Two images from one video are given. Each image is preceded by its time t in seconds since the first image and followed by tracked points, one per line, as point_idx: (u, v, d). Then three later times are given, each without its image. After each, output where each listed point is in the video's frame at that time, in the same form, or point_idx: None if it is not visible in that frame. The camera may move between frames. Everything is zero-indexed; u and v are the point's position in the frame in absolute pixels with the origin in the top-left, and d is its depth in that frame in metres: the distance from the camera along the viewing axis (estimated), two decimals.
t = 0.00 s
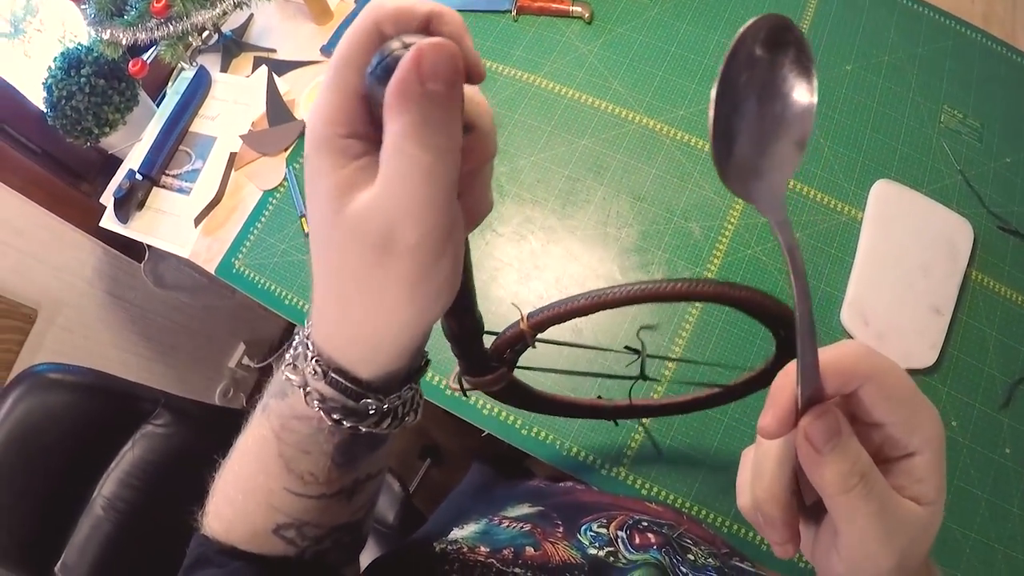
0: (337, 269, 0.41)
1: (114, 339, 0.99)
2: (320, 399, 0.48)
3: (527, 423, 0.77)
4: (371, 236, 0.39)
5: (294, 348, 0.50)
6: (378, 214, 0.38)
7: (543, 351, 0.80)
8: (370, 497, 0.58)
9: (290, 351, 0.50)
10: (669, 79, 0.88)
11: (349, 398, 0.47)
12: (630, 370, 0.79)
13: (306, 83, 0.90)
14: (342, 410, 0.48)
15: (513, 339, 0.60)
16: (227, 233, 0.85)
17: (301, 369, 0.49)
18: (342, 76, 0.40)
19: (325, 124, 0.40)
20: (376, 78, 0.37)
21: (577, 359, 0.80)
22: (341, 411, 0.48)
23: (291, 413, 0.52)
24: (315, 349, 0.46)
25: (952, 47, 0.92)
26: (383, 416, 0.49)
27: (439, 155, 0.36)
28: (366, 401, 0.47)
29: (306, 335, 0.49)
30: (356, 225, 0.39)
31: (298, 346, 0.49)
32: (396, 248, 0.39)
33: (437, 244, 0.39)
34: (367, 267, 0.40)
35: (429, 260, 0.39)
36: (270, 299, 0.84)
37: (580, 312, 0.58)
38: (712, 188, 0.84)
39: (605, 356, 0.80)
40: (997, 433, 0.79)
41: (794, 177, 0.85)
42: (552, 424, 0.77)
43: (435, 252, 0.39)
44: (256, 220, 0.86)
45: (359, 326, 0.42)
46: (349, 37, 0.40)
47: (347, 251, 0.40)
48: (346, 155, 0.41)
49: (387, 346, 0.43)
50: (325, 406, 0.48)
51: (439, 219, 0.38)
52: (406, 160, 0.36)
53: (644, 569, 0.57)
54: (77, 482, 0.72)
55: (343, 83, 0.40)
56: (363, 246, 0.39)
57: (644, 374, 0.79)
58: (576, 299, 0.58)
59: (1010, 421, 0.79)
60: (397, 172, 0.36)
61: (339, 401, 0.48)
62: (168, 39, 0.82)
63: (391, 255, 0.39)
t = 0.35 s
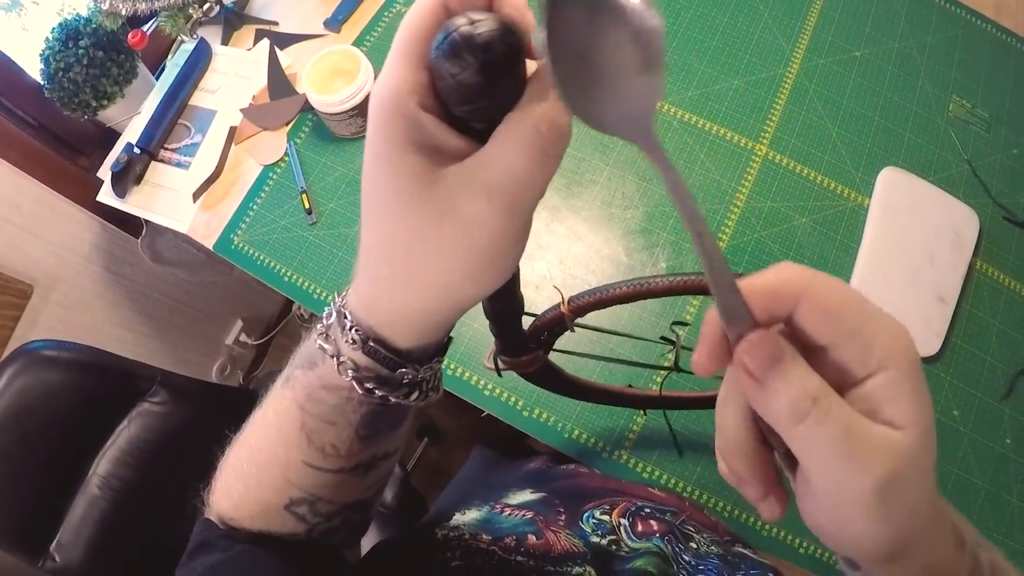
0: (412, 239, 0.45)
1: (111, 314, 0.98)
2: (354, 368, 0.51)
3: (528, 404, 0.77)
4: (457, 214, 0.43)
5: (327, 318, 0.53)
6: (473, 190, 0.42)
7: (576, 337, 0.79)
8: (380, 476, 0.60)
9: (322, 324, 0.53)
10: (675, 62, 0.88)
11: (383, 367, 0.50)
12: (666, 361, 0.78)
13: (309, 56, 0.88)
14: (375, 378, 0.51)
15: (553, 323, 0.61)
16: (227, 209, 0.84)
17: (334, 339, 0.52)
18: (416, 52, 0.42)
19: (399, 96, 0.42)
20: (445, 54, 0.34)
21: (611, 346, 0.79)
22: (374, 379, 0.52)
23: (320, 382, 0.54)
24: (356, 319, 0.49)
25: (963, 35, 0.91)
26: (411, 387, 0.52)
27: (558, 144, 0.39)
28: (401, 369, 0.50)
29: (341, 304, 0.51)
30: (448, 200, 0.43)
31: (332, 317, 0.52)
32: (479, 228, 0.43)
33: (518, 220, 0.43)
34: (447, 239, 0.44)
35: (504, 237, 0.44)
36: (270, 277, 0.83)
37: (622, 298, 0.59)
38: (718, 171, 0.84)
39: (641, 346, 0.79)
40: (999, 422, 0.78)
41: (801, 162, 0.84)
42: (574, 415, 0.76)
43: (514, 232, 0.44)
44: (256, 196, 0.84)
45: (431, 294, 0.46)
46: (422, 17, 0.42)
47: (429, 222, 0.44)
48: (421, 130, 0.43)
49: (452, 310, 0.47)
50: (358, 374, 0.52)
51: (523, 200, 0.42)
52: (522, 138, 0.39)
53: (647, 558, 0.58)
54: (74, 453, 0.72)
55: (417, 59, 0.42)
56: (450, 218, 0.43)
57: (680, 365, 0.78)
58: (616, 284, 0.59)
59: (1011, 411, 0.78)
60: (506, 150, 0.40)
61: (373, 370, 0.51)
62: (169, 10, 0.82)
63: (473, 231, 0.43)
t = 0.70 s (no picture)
0: (445, 223, 0.46)
1: (102, 305, 0.98)
2: (366, 341, 0.52)
3: (518, 399, 0.78)
4: (490, 200, 0.45)
5: (333, 293, 0.53)
6: (510, 178, 0.44)
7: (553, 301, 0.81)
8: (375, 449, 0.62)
9: (328, 298, 0.54)
10: (667, 62, 0.89)
11: (397, 338, 0.52)
12: (614, 305, 0.80)
13: (304, 50, 0.89)
14: (387, 350, 0.53)
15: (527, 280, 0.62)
16: (220, 202, 0.84)
17: (344, 312, 0.53)
18: (457, 40, 0.44)
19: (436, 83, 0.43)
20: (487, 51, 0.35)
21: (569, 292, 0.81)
22: (386, 351, 0.53)
23: (327, 356, 0.55)
24: (371, 294, 0.50)
25: (952, 37, 0.93)
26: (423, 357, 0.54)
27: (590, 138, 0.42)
28: (416, 340, 0.52)
29: (348, 277, 0.52)
30: (483, 186, 0.45)
31: (338, 290, 0.53)
32: (511, 215, 0.46)
33: (544, 209, 0.46)
34: (476, 222, 0.46)
35: (530, 224, 0.46)
36: (262, 269, 0.84)
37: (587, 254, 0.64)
38: (707, 169, 0.85)
39: (596, 291, 0.81)
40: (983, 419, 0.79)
41: (789, 161, 0.85)
42: (528, 351, 0.80)
43: (537, 222, 0.47)
44: (249, 189, 0.85)
45: (459, 274, 0.48)
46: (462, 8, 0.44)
47: (461, 203, 0.46)
48: (456, 116, 0.44)
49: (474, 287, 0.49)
50: (370, 347, 0.53)
51: (553, 188, 0.44)
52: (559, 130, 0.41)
53: (633, 550, 0.58)
54: (66, 443, 0.72)
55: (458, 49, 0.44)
56: (484, 204, 0.45)
57: (629, 308, 0.80)
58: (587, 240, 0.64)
59: (996, 408, 0.79)
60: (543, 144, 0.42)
61: (386, 341, 0.52)
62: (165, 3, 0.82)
63: (505, 218, 0.46)
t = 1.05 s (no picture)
0: (439, 216, 0.46)
1: (95, 308, 0.98)
2: (359, 335, 0.52)
3: (509, 405, 0.78)
4: (485, 194, 0.46)
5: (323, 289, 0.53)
6: (505, 171, 0.45)
7: (539, 302, 0.81)
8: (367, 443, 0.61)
9: (318, 293, 0.53)
10: (663, 67, 0.89)
11: (390, 333, 0.51)
12: (596, 296, 0.81)
13: (299, 56, 0.89)
14: (379, 344, 0.52)
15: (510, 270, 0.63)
16: (214, 206, 0.84)
17: (335, 307, 0.52)
18: (456, 33, 0.42)
19: (430, 79, 0.43)
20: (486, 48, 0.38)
21: (552, 282, 0.81)
22: (379, 346, 0.52)
23: (319, 352, 0.55)
24: (363, 288, 0.50)
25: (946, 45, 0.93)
26: (414, 353, 0.54)
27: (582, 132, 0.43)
28: (409, 334, 0.52)
29: (339, 271, 0.52)
30: (477, 180, 0.46)
31: (328, 285, 0.53)
32: (506, 207, 0.46)
33: (538, 201, 0.47)
34: (470, 217, 0.46)
35: (523, 217, 0.47)
36: (254, 273, 0.83)
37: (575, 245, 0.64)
38: (700, 176, 0.85)
39: (579, 282, 0.81)
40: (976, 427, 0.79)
41: (782, 169, 0.85)
42: (511, 342, 0.80)
43: (530, 216, 0.47)
44: (242, 193, 0.85)
45: (452, 266, 0.48)
46: None
47: (455, 200, 0.46)
48: (450, 110, 0.44)
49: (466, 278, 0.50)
50: (364, 341, 0.52)
51: (547, 181, 0.45)
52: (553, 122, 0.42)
53: (625, 554, 0.57)
54: (62, 444, 0.71)
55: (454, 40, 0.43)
56: (480, 199, 0.46)
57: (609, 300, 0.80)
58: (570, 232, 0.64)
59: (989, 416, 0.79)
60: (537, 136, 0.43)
61: (379, 336, 0.52)
62: (160, 7, 0.83)
63: (499, 211, 0.46)
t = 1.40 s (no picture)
0: (440, 216, 0.46)
1: (91, 311, 0.97)
2: (358, 336, 0.52)
3: (506, 408, 0.78)
4: (488, 194, 0.46)
5: (321, 288, 0.53)
6: (510, 174, 0.45)
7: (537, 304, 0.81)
8: (365, 442, 0.61)
9: (317, 293, 0.53)
10: (659, 71, 0.89)
11: (388, 334, 0.51)
12: (596, 296, 0.81)
13: (295, 59, 0.89)
14: (378, 345, 0.52)
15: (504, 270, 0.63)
16: (211, 209, 0.84)
17: (334, 309, 0.52)
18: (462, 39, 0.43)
19: (437, 80, 0.43)
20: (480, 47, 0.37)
21: (552, 283, 0.81)
22: (377, 347, 0.52)
23: (317, 352, 0.54)
24: (362, 290, 0.50)
25: (941, 49, 0.93)
26: (413, 354, 0.53)
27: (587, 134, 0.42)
28: (408, 335, 0.52)
29: (337, 272, 0.52)
30: (479, 181, 0.45)
31: (327, 285, 0.52)
32: (507, 210, 0.46)
33: (538, 206, 0.47)
34: (472, 216, 0.46)
35: (523, 222, 0.47)
36: (250, 276, 0.83)
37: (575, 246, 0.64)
38: (697, 179, 0.85)
39: (579, 283, 0.81)
40: (971, 429, 0.79)
41: (778, 172, 0.86)
42: (508, 345, 0.81)
43: (530, 220, 0.47)
44: (239, 197, 0.85)
45: (452, 266, 0.48)
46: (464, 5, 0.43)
47: (457, 200, 0.46)
48: (456, 111, 0.44)
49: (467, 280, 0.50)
50: (362, 343, 0.52)
51: (549, 179, 0.45)
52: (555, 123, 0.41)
53: (622, 556, 0.57)
54: (58, 446, 0.71)
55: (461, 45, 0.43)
56: (481, 198, 0.46)
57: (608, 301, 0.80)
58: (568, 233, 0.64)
59: (985, 418, 0.80)
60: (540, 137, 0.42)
61: (377, 337, 0.51)
62: (157, 11, 0.84)
63: (500, 213, 0.46)
